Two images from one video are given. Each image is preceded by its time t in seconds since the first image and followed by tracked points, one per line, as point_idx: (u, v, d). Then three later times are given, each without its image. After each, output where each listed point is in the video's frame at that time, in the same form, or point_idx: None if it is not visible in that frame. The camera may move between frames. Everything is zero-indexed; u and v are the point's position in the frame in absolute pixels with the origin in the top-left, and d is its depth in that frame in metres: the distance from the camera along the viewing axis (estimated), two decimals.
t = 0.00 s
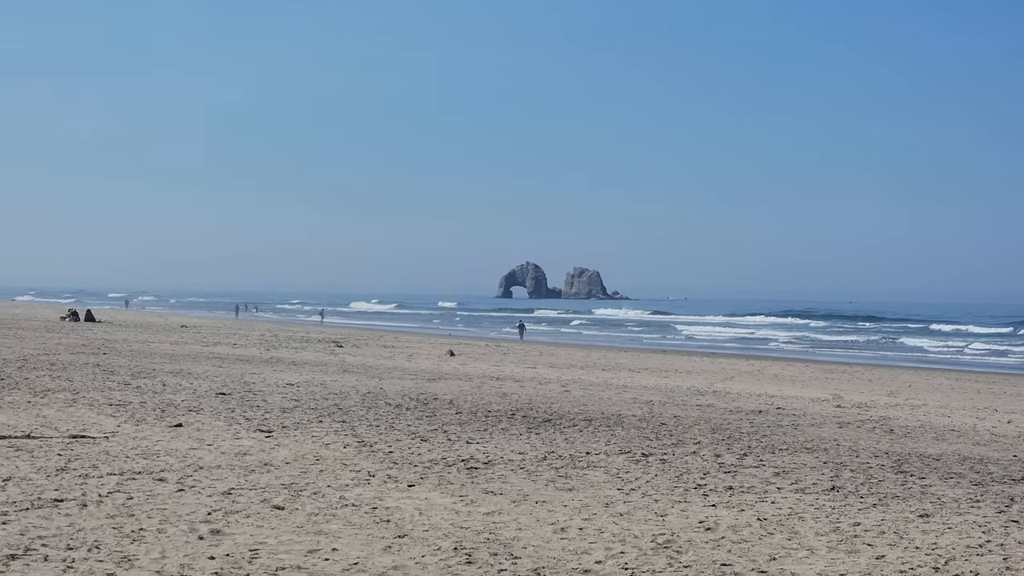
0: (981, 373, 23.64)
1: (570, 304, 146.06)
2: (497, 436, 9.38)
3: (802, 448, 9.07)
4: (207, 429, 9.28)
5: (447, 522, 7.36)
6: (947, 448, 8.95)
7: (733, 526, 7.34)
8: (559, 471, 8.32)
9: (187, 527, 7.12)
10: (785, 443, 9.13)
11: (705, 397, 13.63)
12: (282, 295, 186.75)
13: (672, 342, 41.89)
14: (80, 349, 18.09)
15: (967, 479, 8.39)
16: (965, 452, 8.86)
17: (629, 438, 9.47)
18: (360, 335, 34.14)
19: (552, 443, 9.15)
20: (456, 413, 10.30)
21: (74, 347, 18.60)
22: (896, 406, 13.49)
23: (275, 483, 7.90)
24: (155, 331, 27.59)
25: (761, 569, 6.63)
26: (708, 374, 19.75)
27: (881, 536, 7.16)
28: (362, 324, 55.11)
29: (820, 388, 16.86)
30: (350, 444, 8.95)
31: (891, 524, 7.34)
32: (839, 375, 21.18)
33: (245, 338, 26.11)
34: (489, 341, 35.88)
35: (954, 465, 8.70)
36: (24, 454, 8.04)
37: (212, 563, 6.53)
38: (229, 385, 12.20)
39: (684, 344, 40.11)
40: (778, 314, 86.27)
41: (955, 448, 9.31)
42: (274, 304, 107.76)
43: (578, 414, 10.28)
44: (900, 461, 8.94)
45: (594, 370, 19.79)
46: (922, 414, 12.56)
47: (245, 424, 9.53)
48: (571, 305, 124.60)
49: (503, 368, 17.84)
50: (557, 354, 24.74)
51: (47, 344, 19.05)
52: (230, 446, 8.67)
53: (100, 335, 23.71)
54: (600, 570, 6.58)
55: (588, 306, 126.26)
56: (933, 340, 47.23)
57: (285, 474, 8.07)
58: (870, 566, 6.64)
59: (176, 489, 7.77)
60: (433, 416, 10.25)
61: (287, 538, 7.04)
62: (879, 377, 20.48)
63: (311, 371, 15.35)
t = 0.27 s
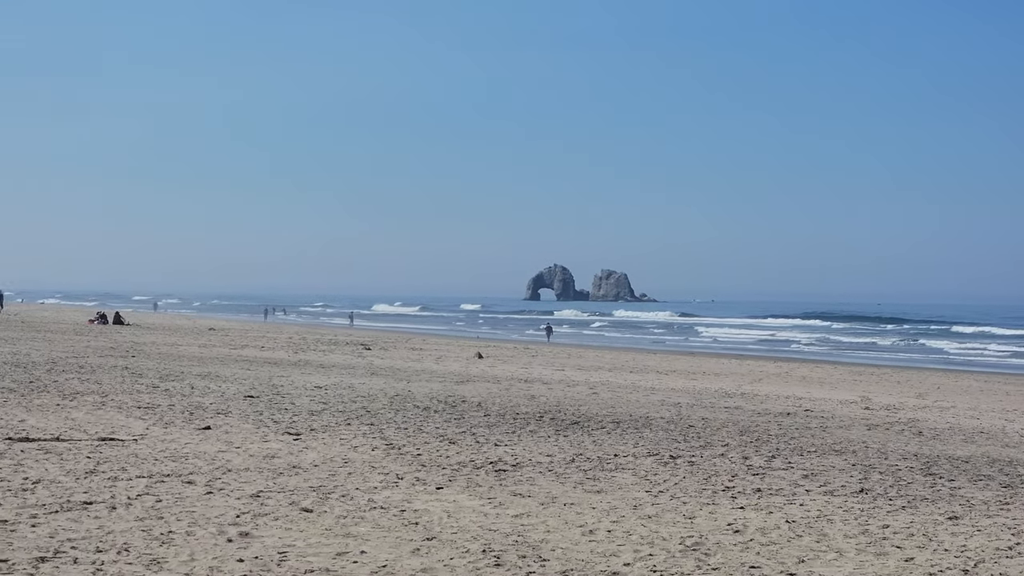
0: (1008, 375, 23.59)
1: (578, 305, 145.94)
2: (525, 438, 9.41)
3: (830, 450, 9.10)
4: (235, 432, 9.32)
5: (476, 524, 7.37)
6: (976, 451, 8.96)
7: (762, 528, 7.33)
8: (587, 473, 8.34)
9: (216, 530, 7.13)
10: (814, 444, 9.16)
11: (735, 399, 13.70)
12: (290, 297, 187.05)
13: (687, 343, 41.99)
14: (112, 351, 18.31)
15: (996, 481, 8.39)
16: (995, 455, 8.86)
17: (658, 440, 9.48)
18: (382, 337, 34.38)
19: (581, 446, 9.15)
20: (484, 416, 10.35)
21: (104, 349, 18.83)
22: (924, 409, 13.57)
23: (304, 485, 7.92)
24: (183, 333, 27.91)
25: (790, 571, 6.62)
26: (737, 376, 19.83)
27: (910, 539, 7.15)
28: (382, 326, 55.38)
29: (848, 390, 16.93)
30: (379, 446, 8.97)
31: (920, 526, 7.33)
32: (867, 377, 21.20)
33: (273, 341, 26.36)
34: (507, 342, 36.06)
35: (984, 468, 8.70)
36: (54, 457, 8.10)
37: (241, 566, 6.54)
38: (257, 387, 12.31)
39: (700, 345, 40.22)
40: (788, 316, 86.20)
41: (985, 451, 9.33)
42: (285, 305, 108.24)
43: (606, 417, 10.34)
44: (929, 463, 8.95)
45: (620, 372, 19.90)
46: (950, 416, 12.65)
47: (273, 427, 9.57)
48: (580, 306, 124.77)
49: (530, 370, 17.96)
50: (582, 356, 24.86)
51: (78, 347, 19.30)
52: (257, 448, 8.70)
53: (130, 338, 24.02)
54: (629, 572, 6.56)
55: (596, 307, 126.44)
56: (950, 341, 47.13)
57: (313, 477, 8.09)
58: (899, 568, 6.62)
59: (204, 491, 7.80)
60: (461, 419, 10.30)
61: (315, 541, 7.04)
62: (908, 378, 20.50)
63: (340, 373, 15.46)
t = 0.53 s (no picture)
0: None
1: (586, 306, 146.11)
2: (550, 439, 9.43)
3: (856, 451, 9.11)
4: (260, 434, 9.34)
5: (501, 525, 7.37)
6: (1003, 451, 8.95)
7: (788, 529, 7.33)
8: (613, 474, 8.35)
9: (242, 531, 7.13)
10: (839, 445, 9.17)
11: (761, 400, 13.75)
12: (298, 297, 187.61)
13: (701, 344, 42.09)
14: (138, 353, 18.49)
15: None
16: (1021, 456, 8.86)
17: (683, 441, 9.49)
18: (401, 338, 34.56)
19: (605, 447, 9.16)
20: (509, 417, 10.40)
21: (130, 350, 19.01)
22: (950, 409, 13.62)
23: (329, 486, 7.94)
24: (207, 335, 28.15)
25: (817, 572, 6.60)
26: (762, 376, 19.90)
27: (937, 540, 7.13)
28: (399, 327, 55.61)
29: (873, 390, 16.98)
30: (404, 447, 8.99)
31: (946, 527, 7.32)
32: (892, 377, 21.23)
33: (296, 342, 26.54)
34: (523, 342, 36.20)
35: (1011, 468, 8.70)
36: (80, 459, 8.14)
37: (267, 567, 6.53)
38: (280, 389, 12.40)
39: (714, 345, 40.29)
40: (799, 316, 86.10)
41: (1011, 452, 9.34)
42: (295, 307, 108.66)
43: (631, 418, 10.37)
44: (955, 463, 8.95)
45: (644, 372, 20.00)
46: (976, 417, 12.69)
47: (299, 428, 9.59)
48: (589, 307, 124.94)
49: (555, 371, 18.06)
50: (605, 356, 24.97)
51: (104, 348, 19.50)
52: (283, 450, 8.72)
53: (156, 340, 24.24)
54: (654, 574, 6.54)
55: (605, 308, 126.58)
56: (965, 342, 47.04)
57: (339, 478, 8.10)
58: (926, 569, 6.60)
59: (230, 493, 7.81)
60: (487, 420, 10.35)
61: (341, 543, 7.04)
62: (933, 379, 20.51)
63: (364, 374, 15.55)
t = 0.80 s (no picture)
0: None
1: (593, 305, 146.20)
2: (572, 437, 9.45)
3: (878, 449, 9.12)
4: (282, 432, 9.39)
5: (523, 523, 7.37)
6: None
7: (810, 527, 7.32)
8: (635, 472, 8.36)
9: (264, 529, 7.14)
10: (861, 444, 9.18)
11: (783, 398, 13.77)
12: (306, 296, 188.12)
13: (713, 342, 42.12)
14: (162, 352, 18.66)
15: None
16: None
17: (704, 440, 9.51)
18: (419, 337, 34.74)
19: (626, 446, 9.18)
20: (530, 416, 10.44)
21: (154, 350, 19.18)
22: (974, 407, 13.59)
23: (351, 485, 7.95)
24: (229, 334, 28.38)
25: (839, 571, 6.58)
26: (783, 375, 19.92)
27: (959, 537, 7.12)
28: (414, 325, 55.82)
29: (894, 388, 16.96)
30: (426, 446, 9.01)
31: (969, 525, 7.30)
32: (914, 375, 21.19)
33: (317, 341, 26.71)
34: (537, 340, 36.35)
35: None
36: (102, 458, 8.19)
37: (289, 566, 6.53)
38: (300, 388, 12.48)
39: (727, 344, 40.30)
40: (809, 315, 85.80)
41: None
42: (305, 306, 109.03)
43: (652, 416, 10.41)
44: (978, 461, 8.94)
45: (663, 370, 20.07)
46: (1001, 415, 12.68)
47: (320, 427, 9.64)
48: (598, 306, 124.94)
49: (576, 369, 18.13)
50: (624, 354, 25.05)
51: (128, 348, 19.71)
52: (304, 448, 8.75)
53: (180, 339, 24.47)
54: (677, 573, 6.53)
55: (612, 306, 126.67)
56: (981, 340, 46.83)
57: (361, 477, 8.12)
58: (949, 567, 6.58)
59: (251, 491, 7.84)
60: (508, 419, 10.39)
61: (363, 541, 7.04)
62: (955, 377, 20.45)
63: (385, 373, 15.64)
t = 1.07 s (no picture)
0: None
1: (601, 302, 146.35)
2: (594, 433, 9.49)
3: (899, 445, 9.13)
4: (303, 429, 9.43)
5: (545, 519, 7.38)
6: None
7: (832, 522, 7.32)
8: (656, 468, 8.38)
9: (285, 526, 7.14)
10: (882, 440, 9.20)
11: (805, 394, 13.81)
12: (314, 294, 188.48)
13: (726, 339, 42.19)
14: (184, 350, 18.83)
15: None
16: None
17: (730, 436, 9.53)
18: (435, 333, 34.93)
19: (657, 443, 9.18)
20: (551, 412, 10.49)
21: (177, 347, 19.34)
22: (996, 402, 13.61)
23: (372, 481, 7.97)
24: (249, 331, 28.62)
25: (861, 566, 6.55)
26: (802, 370, 19.96)
27: (982, 533, 7.10)
28: (428, 322, 55.97)
29: (914, 383, 16.99)
30: (447, 443, 9.05)
31: (991, 521, 7.29)
32: (934, 370, 21.18)
33: (336, 338, 26.89)
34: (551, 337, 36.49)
35: None
36: (124, 454, 8.22)
37: (311, 562, 6.52)
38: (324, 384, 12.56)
39: (739, 339, 40.38)
40: (818, 312, 85.59)
41: None
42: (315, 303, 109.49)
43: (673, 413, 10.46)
44: (1001, 457, 8.94)
45: (682, 365, 20.18)
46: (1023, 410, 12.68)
47: (341, 424, 9.68)
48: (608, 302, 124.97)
49: (595, 365, 18.21)
50: (641, 350, 25.12)
51: (152, 346, 19.91)
52: (331, 446, 8.77)
53: (201, 336, 24.69)
54: (699, 568, 6.51)
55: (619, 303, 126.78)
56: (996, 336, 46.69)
57: (382, 473, 8.14)
58: (972, 562, 6.57)
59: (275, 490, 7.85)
60: (529, 415, 10.45)
61: (385, 537, 7.04)
62: (976, 372, 20.42)
63: (408, 369, 15.72)
